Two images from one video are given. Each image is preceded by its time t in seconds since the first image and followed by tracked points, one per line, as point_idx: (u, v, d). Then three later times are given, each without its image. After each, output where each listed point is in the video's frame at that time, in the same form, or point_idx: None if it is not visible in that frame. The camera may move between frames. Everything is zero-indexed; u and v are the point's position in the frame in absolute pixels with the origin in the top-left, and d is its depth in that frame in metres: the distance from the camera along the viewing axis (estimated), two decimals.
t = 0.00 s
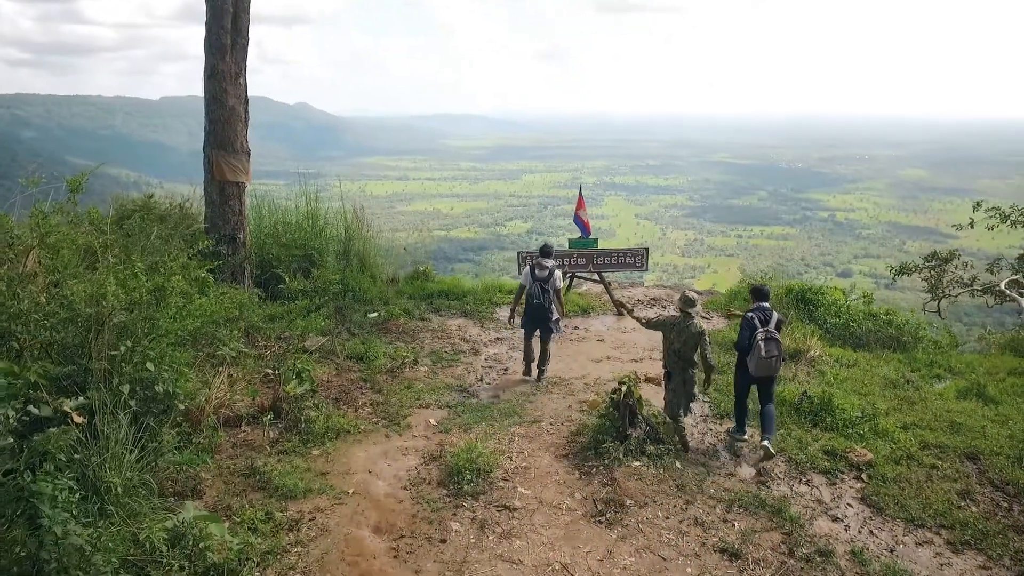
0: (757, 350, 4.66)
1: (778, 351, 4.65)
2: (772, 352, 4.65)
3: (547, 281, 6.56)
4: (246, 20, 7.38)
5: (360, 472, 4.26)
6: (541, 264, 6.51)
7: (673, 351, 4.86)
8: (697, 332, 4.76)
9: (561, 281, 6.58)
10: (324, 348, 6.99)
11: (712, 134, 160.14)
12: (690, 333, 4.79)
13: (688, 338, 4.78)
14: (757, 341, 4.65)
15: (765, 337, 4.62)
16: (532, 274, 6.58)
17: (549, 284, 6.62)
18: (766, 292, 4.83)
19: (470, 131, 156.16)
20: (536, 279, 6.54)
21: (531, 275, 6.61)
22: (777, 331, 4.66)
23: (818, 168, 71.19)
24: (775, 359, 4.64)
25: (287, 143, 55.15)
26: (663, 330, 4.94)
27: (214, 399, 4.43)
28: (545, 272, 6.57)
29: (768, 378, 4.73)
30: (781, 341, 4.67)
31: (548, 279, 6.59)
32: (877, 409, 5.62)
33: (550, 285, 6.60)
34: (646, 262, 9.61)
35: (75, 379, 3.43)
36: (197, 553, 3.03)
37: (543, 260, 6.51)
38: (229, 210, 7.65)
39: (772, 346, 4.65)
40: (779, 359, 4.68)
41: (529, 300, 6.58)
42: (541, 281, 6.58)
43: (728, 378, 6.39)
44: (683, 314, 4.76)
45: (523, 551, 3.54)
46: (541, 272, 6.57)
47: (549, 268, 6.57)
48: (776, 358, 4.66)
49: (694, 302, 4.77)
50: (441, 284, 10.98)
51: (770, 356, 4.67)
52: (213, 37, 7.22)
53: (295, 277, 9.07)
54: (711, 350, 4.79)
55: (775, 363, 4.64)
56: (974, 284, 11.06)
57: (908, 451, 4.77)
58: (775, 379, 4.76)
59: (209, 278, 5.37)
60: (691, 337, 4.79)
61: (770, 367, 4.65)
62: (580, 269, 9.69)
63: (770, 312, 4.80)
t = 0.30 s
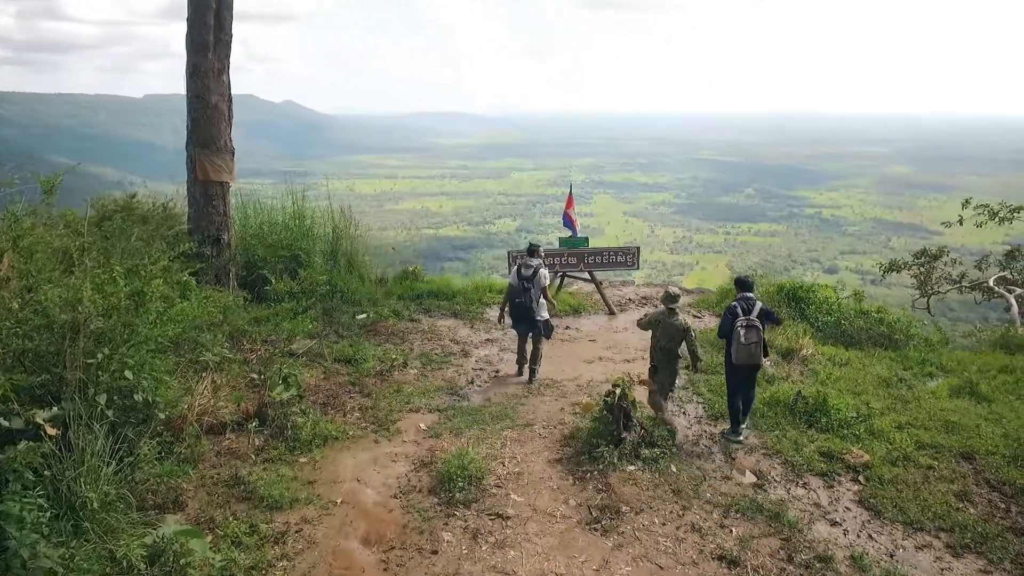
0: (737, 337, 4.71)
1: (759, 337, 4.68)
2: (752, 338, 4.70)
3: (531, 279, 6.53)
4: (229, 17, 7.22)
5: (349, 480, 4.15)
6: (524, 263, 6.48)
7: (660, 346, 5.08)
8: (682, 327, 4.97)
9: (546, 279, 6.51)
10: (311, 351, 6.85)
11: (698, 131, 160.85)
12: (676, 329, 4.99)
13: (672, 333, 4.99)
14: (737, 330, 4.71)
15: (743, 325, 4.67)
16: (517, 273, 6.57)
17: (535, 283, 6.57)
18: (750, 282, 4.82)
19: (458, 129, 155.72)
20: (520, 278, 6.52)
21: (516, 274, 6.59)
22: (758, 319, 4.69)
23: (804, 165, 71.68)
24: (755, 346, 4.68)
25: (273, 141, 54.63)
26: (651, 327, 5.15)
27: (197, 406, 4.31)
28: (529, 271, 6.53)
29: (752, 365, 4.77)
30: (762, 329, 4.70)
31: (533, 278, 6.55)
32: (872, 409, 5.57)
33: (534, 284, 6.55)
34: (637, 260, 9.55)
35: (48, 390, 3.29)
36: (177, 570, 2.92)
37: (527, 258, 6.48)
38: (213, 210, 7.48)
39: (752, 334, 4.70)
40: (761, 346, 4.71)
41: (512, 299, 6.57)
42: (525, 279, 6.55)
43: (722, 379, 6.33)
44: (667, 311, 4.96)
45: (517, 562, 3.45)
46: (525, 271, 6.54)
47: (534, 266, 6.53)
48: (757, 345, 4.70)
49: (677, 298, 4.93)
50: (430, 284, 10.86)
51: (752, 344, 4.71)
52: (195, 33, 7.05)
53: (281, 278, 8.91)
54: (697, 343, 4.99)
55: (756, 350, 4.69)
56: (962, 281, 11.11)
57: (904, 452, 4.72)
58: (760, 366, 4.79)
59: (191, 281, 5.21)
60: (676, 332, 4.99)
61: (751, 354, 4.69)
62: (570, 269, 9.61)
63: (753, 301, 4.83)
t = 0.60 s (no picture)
0: (734, 337, 4.91)
1: (753, 338, 4.90)
2: (747, 338, 4.90)
3: (516, 276, 6.55)
4: (210, 12, 7.02)
5: (335, 489, 4.02)
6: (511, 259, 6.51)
7: (646, 335, 5.15)
8: (668, 315, 5.05)
9: (530, 277, 6.50)
10: (296, 354, 6.69)
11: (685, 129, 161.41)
12: (662, 318, 5.07)
13: (660, 322, 5.08)
14: (734, 329, 4.90)
15: (741, 324, 4.86)
16: (506, 268, 6.61)
17: (521, 280, 6.58)
18: (745, 283, 4.97)
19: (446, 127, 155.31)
20: (506, 273, 6.56)
21: (505, 270, 6.64)
22: (753, 320, 4.89)
23: (792, 162, 72.08)
24: (750, 345, 4.90)
25: (260, 139, 54.09)
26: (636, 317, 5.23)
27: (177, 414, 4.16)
28: (516, 267, 6.55)
29: (743, 363, 4.99)
30: (755, 329, 4.91)
31: (519, 275, 6.57)
32: (868, 408, 5.51)
33: (519, 281, 6.57)
34: (629, 259, 9.46)
35: (17, 400, 3.14)
36: None
37: (515, 255, 6.50)
38: (195, 210, 7.30)
39: (747, 333, 4.89)
40: (753, 346, 4.94)
41: (498, 294, 6.63)
42: (512, 276, 6.58)
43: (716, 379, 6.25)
44: (652, 300, 5.09)
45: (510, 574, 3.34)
46: (512, 267, 6.58)
47: (520, 263, 6.53)
48: (751, 344, 4.93)
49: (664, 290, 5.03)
50: (419, 284, 10.72)
51: (746, 343, 4.93)
52: (175, 28, 6.84)
53: (266, 279, 8.74)
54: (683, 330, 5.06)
55: (750, 350, 4.91)
56: (952, 278, 11.11)
57: (902, 453, 4.66)
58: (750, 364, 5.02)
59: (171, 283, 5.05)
60: (663, 321, 5.07)
61: (746, 353, 4.91)
62: (561, 268, 9.49)
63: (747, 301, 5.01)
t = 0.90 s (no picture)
0: (720, 326, 4.94)
1: (740, 328, 4.92)
2: (734, 328, 4.93)
3: (513, 275, 6.42)
4: (195, 6, 6.85)
5: (323, 497, 3.87)
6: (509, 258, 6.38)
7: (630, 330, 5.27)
8: (649, 310, 5.16)
9: (529, 277, 6.38)
10: (284, 355, 6.53)
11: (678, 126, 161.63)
12: (644, 313, 5.18)
13: (642, 317, 5.18)
14: (720, 319, 4.93)
15: (726, 314, 4.90)
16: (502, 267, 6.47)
17: (519, 279, 6.45)
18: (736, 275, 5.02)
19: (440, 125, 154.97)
20: (503, 273, 6.41)
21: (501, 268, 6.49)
22: (740, 310, 4.93)
23: (784, 159, 72.25)
24: (736, 335, 4.92)
25: (251, 137, 53.71)
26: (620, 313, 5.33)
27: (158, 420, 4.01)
28: (513, 266, 6.42)
29: (731, 354, 5.00)
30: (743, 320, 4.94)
31: (516, 274, 6.43)
32: (869, 409, 5.42)
33: (516, 280, 6.43)
34: (624, 257, 9.34)
35: None
36: None
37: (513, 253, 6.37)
38: (181, 208, 7.12)
39: (734, 323, 4.93)
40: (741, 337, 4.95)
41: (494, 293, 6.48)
42: (509, 275, 6.44)
43: (715, 380, 6.14)
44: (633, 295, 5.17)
45: None
46: (509, 266, 6.45)
47: (518, 262, 6.41)
48: (739, 335, 4.94)
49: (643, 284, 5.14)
50: (412, 283, 10.57)
51: (733, 333, 4.94)
52: (159, 22, 6.66)
53: (255, 279, 8.58)
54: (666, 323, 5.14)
55: (737, 339, 4.92)
56: (948, 275, 11.05)
57: (905, 455, 4.55)
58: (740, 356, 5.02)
59: (153, 283, 4.88)
60: (645, 316, 5.18)
61: (733, 343, 4.93)
62: (556, 266, 9.36)
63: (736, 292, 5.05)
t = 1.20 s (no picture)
0: (688, 320, 5.16)
1: (707, 321, 5.11)
2: (700, 322, 5.13)
3: (516, 268, 6.75)
4: None
5: (309, 509, 3.69)
6: (512, 252, 6.74)
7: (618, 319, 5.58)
8: (636, 299, 5.51)
9: (530, 270, 6.69)
10: (272, 357, 6.33)
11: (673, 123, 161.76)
12: (631, 302, 5.52)
13: (629, 306, 5.52)
14: (686, 313, 5.16)
15: (692, 309, 5.12)
16: (506, 262, 6.83)
17: (522, 272, 6.76)
18: (705, 269, 5.18)
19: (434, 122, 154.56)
20: (506, 266, 6.77)
21: (505, 262, 6.86)
22: (705, 305, 5.12)
23: (779, 156, 72.20)
24: (703, 329, 5.12)
25: (244, 134, 53.30)
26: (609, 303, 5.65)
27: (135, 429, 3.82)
28: (517, 260, 6.76)
29: (702, 347, 5.19)
30: (709, 313, 5.14)
31: (519, 267, 6.76)
32: (874, 411, 5.26)
33: (518, 272, 6.75)
34: (622, 255, 9.17)
35: None
36: None
37: (517, 248, 6.73)
38: (165, 205, 6.88)
39: (700, 317, 5.13)
40: (709, 329, 5.15)
41: (496, 285, 6.81)
42: (512, 268, 6.79)
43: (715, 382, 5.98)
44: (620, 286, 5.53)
45: None
46: (513, 260, 6.79)
47: (521, 256, 6.75)
48: (706, 328, 5.14)
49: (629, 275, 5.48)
50: (405, 282, 10.38)
51: (700, 326, 5.15)
52: (141, 13, 6.43)
53: (243, 278, 8.36)
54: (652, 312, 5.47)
55: (704, 333, 5.12)
56: (948, 272, 10.91)
57: (914, 460, 4.40)
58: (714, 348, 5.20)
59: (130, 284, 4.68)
60: (632, 305, 5.51)
61: (701, 337, 5.13)
62: (552, 264, 9.18)
63: (705, 286, 5.21)
